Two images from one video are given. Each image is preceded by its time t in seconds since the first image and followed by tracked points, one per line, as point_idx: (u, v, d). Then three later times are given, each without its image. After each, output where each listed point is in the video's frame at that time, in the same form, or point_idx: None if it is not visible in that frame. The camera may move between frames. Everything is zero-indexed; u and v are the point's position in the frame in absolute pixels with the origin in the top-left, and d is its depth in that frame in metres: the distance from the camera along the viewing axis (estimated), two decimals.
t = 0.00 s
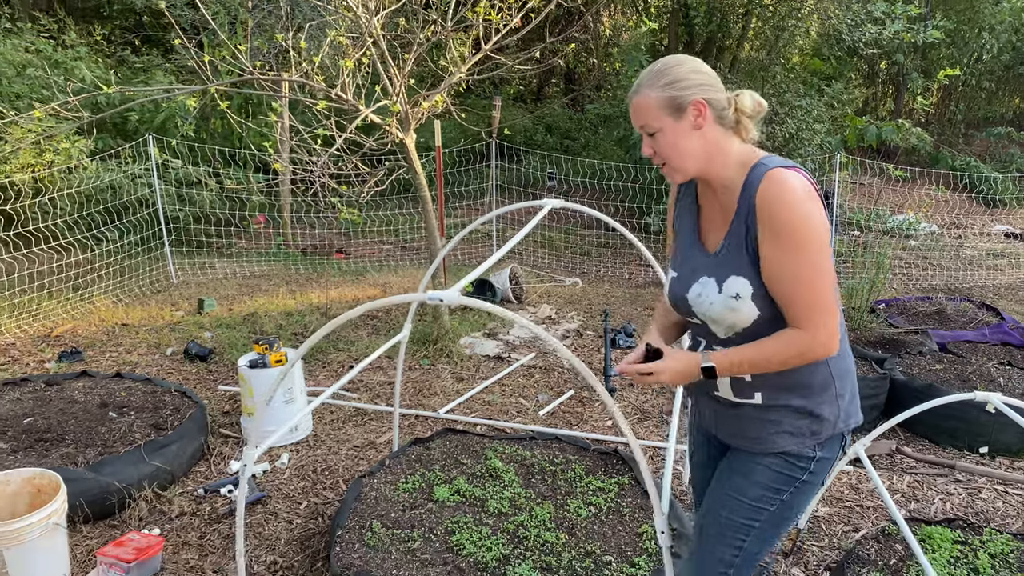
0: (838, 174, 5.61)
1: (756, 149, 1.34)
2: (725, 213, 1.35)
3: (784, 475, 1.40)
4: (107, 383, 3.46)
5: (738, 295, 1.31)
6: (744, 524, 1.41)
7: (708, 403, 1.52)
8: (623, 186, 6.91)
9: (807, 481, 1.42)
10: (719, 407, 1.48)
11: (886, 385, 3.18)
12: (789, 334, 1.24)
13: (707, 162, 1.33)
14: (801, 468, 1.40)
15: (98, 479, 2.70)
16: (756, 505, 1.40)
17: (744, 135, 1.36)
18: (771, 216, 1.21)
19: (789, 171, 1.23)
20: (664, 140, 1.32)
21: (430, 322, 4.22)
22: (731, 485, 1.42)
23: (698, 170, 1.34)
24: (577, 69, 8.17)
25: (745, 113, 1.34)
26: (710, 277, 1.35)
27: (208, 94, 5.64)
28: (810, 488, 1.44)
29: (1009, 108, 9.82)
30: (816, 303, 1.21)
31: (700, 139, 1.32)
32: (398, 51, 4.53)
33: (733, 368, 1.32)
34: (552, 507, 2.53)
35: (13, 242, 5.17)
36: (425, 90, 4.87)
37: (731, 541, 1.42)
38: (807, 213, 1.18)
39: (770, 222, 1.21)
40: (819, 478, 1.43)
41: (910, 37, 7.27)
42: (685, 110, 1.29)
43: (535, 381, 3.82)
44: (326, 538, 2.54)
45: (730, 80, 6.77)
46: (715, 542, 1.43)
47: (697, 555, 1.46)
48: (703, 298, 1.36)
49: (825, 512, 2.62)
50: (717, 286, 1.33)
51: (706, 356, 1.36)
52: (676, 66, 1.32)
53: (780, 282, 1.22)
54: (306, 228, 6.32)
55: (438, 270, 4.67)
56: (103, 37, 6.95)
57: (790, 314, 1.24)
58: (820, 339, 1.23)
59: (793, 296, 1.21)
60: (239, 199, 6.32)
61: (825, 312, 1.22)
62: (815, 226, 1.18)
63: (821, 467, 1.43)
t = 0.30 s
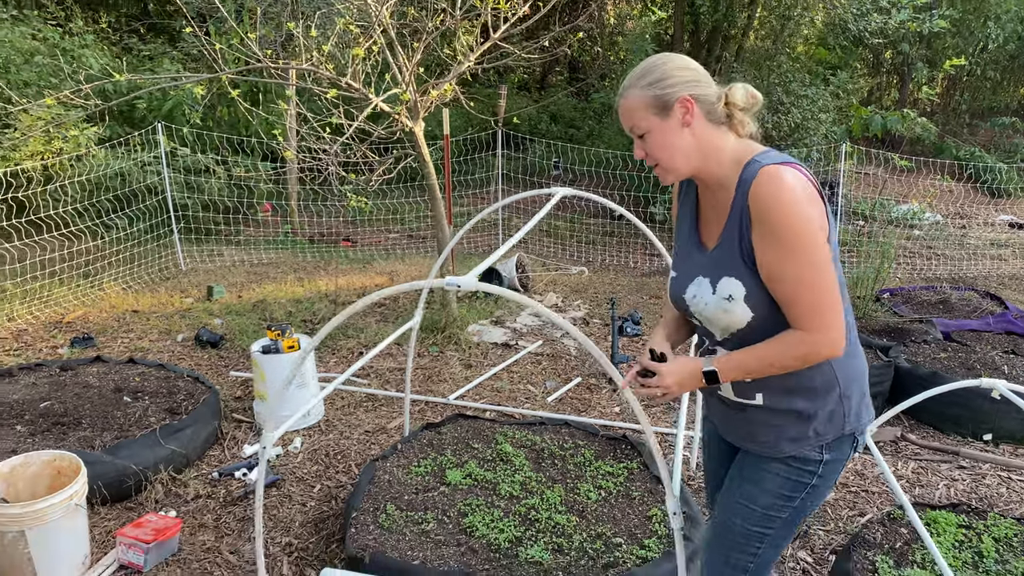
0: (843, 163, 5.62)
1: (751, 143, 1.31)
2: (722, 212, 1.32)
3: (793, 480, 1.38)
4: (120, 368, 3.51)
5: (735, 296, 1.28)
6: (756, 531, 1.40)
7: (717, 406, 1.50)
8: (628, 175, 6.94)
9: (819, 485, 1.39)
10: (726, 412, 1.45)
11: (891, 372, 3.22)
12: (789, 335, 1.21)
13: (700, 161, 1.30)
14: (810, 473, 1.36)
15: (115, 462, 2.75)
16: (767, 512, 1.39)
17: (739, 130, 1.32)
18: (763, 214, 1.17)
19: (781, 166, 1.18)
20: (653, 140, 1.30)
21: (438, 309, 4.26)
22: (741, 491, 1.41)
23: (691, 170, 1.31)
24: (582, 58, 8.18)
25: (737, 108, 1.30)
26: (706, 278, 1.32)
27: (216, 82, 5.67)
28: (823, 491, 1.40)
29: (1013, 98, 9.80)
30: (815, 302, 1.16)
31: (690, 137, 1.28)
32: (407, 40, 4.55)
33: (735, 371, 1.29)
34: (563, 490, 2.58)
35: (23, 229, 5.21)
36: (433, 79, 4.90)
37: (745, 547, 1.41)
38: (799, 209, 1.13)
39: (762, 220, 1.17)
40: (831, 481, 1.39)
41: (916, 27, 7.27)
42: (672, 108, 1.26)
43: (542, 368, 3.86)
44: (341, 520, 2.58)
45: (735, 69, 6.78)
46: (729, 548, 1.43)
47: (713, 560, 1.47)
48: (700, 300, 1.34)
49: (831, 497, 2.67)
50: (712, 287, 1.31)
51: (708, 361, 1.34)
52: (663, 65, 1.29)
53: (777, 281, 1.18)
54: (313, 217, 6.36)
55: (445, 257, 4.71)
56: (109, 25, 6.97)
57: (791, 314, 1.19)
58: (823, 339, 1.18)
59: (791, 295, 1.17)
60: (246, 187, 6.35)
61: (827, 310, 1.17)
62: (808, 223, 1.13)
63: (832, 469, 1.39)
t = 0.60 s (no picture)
0: (850, 151, 5.65)
1: (744, 139, 1.27)
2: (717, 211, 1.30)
3: (813, 468, 1.36)
4: (138, 349, 3.58)
5: (729, 298, 1.28)
6: (777, 519, 1.39)
7: (731, 394, 1.48)
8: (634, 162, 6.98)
9: (838, 472, 1.38)
10: (742, 402, 1.43)
11: (898, 356, 3.27)
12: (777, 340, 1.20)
13: (692, 162, 1.27)
14: (830, 460, 1.35)
15: (137, 440, 2.80)
16: (788, 500, 1.38)
17: (733, 125, 1.28)
18: (749, 219, 1.15)
19: (769, 169, 1.16)
20: (644, 142, 1.28)
21: (449, 293, 4.32)
22: (760, 480, 1.40)
23: (684, 171, 1.29)
24: (588, 45, 8.19)
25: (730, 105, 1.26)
26: (703, 278, 1.32)
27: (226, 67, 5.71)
28: (844, 476, 1.39)
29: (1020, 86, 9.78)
30: (803, 308, 1.15)
31: (681, 139, 1.25)
32: (418, 25, 4.58)
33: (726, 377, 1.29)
34: (577, 468, 2.64)
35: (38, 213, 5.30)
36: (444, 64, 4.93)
37: (766, 535, 1.41)
38: (783, 216, 1.11)
39: (750, 225, 1.16)
40: (851, 466, 1.38)
41: (923, 14, 7.27)
42: (660, 112, 1.23)
43: (553, 351, 3.91)
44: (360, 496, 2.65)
45: (742, 56, 6.79)
46: (751, 536, 1.42)
47: (735, 548, 1.46)
48: (698, 301, 1.34)
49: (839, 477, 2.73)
50: (708, 288, 1.31)
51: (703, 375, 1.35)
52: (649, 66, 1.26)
53: (765, 286, 1.17)
54: (323, 202, 6.42)
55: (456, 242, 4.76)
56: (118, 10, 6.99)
57: (778, 319, 1.18)
58: (811, 345, 1.17)
59: (779, 301, 1.16)
60: (255, 173, 6.40)
61: (814, 316, 1.16)
62: (794, 228, 1.11)
63: (852, 453, 1.38)
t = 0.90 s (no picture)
0: (856, 137, 5.68)
1: (714, 143, 1.25)
2: (692, 219, 1.29)
3: (818, 443, 1.39)
4: (154, 329, 3.64)
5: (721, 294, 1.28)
6: (781, 491, 1.43)
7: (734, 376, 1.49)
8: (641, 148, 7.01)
9: (842, 445, 1.41)
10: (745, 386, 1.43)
11: (904, 339, 3.31)
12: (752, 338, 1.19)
13: (663, 171, 1.26)
14: (834, 435, 1.38)
15: (156, 417, 2.86)
16: (793, 473, 1.41)
17: (704, 133, 1.25)
18: (717, 218, 1.15)
19: (736, 166, 1.15)
20: (614, 156, 1.28)
21: (459, 277, 4.38)
22: (767, 455, 1.43)
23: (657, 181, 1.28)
24: (595, 30, 8.19)
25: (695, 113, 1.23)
26: (693, 279, 1.32)
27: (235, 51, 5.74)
28: (847, 449, 1.42)
29: None
30: (775, 301, 1.14)
31: (648, 150, 1.24)
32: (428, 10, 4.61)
33: (717, 393, 1.27)
34: (588, 446, 2.70)
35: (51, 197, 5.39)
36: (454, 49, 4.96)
37: (771, 507, 1.44)
38: (750, 213, 1.11)
39: (721, 224, 1.15)
40: (855, 440, 1.41)
41: None
42: (624, 126, 1.23)
43: (562, 334, 3.97)
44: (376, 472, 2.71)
45: (749, 42, 6.80)
46: (755, 508, 1.46)
47: (739, 519, 1.50)
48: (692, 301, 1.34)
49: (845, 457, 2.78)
50: (699, 287, 1.31)
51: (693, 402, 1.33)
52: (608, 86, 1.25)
53: (739, 284, 1.17)
54: (331, 186, 6.49)
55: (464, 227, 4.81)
56: None
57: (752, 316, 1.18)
58: (783, 338, 1.17)
59: (751, 297, 1.16)
60: (264, 157, 6.46)
61: (788, 309, 1.15)
62: (762, 222, 1.11)
63: (855, 428, 1.41)
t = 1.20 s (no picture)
0: (861, 124, 5.67)
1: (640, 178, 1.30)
2: (640, 247, 1.37)
3: (814, 411, 1.43)
4: (164, 312, 3.70)
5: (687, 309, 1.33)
6: (779, 460, 1.47)
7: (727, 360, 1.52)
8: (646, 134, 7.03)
9: (837, 413, 1.45)
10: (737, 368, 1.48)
11: (905, 324, 3.32)
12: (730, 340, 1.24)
13: (598, 212, 1.33)
14: (829, 402, 1.42)
15: (167, 396, 2.91)
16: (793, 441, 1.45)
17: (629, 171, 1.31)
18: (659, 247, 1.20)
19: (658, 193, 1.19)
20: (551, 207, 1.36)
21: (464, 262, 4.42)
22: (765, 427, 1.47)
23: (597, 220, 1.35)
24: (600, 17, 8.18)
25: (617, 156, 1.29)
26: (660, 302, 1.37)
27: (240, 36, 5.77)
28: (842, 416, 1.47)
29: None
30: (738, 304, 1.19)
31: (579, 198, 1.31)
32: None
33: (716, 398, 1.33)
34: (591, 426, 2.74)
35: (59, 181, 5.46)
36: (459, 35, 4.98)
37: (770, 475, 1.48)
38: (685, 237, 1.15)
39: (663, 251, 1.20)
40: (849, 406, 1.46)
41: None
42: (551, 180, 1.31)
43: (566, 318, 4.01)
44: (383, 451, 2.76)
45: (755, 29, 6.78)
46: (755, 476, 1.49)
47: (739, 489, 1.53)
48: (666, 321, 1.40)
49: (845, 439, 2.82)
50: (668, 309, 1.36)
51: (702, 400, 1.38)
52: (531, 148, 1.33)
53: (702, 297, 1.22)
54: (337, 172, 6.54)
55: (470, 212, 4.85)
56: None
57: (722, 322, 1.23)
58: (756, 333, 1.21)
59: (715, 305, 1.20)
60: (270, 143, 6.49)
61: (752, 306, 1.19)
62: (699, 240, 1.15)
63: (849, 394, 1.45)
